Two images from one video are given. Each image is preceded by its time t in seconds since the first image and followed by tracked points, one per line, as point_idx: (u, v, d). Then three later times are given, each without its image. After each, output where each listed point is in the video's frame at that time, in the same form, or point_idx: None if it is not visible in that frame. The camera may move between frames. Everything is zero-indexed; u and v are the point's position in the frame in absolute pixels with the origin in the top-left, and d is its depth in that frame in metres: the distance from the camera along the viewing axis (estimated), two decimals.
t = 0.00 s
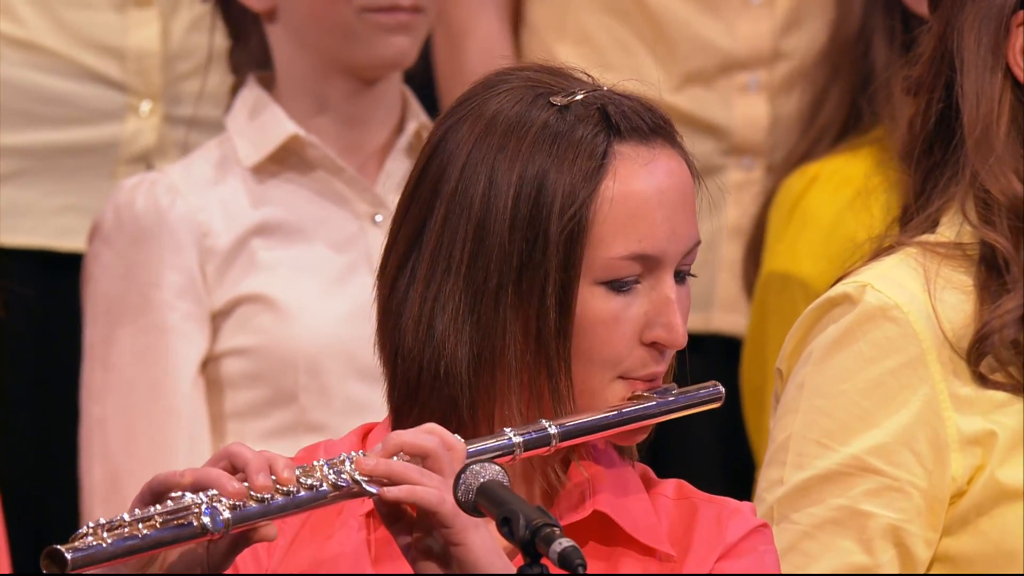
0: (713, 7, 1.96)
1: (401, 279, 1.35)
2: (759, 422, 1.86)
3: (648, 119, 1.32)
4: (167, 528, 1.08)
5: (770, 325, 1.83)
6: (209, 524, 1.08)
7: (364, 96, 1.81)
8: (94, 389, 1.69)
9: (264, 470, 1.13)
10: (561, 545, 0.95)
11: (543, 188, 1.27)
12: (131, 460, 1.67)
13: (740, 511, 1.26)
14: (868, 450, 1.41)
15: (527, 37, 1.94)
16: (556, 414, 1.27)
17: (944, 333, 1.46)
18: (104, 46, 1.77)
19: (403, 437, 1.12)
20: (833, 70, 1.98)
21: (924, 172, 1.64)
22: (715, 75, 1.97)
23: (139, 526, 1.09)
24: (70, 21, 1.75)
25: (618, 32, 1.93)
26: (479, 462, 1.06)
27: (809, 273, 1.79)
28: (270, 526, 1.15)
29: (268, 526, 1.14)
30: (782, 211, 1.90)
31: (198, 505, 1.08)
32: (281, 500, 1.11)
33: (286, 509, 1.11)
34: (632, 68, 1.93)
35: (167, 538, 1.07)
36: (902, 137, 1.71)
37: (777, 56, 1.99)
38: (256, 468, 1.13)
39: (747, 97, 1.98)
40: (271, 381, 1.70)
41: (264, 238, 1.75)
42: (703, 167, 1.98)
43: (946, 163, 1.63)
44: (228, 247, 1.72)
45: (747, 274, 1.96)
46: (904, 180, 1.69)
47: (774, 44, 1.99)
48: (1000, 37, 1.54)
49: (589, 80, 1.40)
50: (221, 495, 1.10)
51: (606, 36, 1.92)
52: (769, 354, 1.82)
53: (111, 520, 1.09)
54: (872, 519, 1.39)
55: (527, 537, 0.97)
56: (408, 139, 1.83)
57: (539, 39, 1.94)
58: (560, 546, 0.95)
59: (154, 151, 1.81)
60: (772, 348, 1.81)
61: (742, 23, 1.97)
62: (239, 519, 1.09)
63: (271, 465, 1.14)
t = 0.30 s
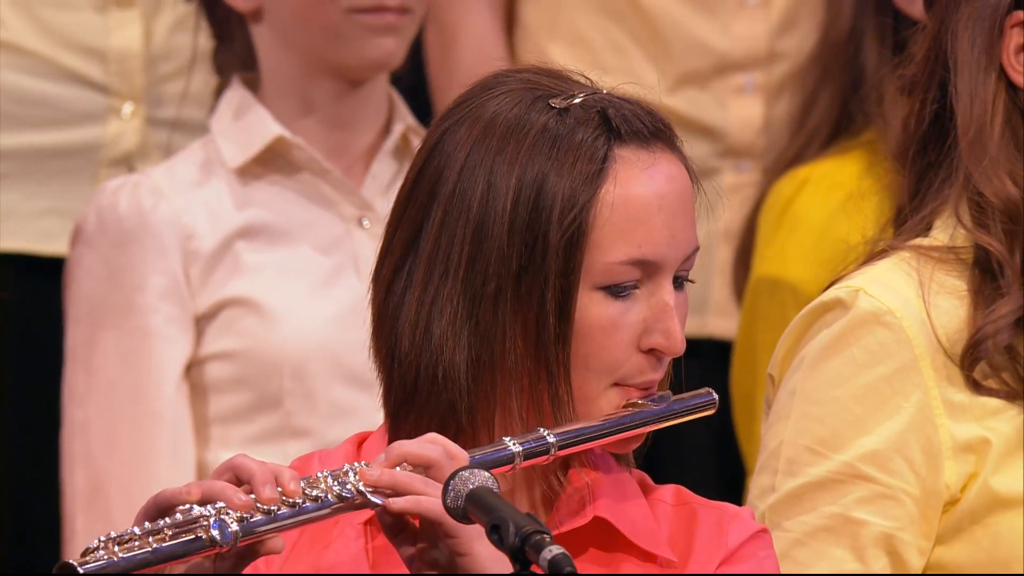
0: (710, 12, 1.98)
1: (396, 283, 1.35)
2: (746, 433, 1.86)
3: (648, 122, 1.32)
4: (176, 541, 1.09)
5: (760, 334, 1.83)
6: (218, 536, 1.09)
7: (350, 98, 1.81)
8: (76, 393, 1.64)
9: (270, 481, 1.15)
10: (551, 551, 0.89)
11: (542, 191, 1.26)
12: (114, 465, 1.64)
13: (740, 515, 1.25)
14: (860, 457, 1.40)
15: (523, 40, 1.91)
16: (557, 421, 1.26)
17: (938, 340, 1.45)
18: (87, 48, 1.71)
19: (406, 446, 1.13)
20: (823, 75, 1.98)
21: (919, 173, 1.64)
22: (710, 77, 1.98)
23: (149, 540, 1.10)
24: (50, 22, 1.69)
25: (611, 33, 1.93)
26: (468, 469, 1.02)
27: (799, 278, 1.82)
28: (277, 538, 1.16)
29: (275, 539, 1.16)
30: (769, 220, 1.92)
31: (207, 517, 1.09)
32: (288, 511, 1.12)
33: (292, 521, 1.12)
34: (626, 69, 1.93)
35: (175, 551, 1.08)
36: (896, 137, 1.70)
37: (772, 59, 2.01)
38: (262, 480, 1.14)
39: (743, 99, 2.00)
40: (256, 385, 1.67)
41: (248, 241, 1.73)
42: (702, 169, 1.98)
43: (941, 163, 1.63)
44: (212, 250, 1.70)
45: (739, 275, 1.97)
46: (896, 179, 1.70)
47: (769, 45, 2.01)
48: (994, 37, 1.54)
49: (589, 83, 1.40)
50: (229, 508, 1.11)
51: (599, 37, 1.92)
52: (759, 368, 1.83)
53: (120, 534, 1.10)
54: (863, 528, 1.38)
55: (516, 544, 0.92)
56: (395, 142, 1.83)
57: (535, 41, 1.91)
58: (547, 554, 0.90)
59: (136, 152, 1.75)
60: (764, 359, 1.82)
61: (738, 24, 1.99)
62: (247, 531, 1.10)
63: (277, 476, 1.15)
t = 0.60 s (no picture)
0: (706, 14, 1.97)
1: (392, 287, 1.33)
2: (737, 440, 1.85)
3: (645, 124, 1.30)
4: (170, 552, 1.08)
5: (752, 343, 1.80)
6: (214, 547, 1.08)
7: (338, 99, 1.78)
8: (61, 399, 1.62)
9: (264, 485, 1.14)
10: (543, 558, 0.88)
11: (538, 194, 1.25)
12: (98, 472, 1.61)
13: (738, 521, 1.23)
14: (855, 464, 1.39)
15: (516, 41, 1.90)
16: (555, 426, 1.25)
17: (933, 344, 1.44)
18: (69, 48, 1.70)
19: (405, 452, 1.11)
20: (813, 76, 1.98)
21: (912, 178, 1.64)
22: (705, 81, 1.98)
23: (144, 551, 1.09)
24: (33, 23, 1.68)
25: (605, 36, 1.92)
26: (459, 475, 1.00)
27: (791, 285, 1.77)
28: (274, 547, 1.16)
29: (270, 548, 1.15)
30: (759, 223, 1.89)
31: (202, 527, 1.08)
32: (285, 520, 1.11)
33: (288, 530, 1.11)
34: (621, 72, 1.91)
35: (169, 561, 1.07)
36: (890, 141, 1.71)
37: (768, 61, 2.01)
38: (260, 484, 1.14)
39: (738, 102, 2.00)
40: (243, 390, 1.65)
41: (235, 244, 1.71)
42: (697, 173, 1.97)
43: (934, 165, 1.62)
44: (198, 254, 1.68)
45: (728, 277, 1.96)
46: (890, 184, 1.70)
47: (766, 48, 2.01)
48: (988, 39, 1.54)
49: (584, 84, 1.38)
50: (224, 518, 1.10)
51: (594, 41, 1.91)
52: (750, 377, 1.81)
53: (114, 546, 1.09)
54: (857, 536, 1.37)
55: (507, 551, 0.90)
56: (383, 144, 1.81)
57: (528, 44, 1.90)
58: (541, 560, 0.87)
59: (121, 155, 1.73)
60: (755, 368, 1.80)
61: (733, 26, 1.98)
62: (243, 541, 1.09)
63: (274, 482, 1.14)
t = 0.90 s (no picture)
0: (701, 16, 1.95)
1: (383, 290, 1.31)
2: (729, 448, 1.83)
3: (639, 124, 1.28)
4: (155, 545, 1.07)
5: (741, 344, 1.80)
6: (200, 542, 1.07)
7: (326, 99, 1.76)
8: (47, 403, 1.61)
9: (249, 477, 1.12)
10: (533, 564, 0.85)
11: (531, 196, 1.23)
12: (85, 477, 1.59)
13: (735, 526, 1.21)
14: (850, 469, 1.37)
15: (510, 43, 1.88)
16: (548, 430, 1.23)
17: (928, 348, 1.43)
18: (55, 47, 1.69)
19: (393, 450, 1.09)
20: (801, 78, 1.96)
21: (906, 180, 1.61)
22: (700, 84, 1.96)
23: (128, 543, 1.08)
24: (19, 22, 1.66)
25: (600, 41, 1.90)
26: (449, 480, 0.98)
27: (779, 288, 1.78)
28: (261, 545, 1.14)
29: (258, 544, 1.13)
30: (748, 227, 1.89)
31: (187, 521, 1.07)
32: (272, 515, 1.09)
33: (275, 526, 1.09)
34: (614, 74, 1.89)
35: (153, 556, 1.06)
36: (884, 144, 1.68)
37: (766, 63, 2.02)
38: (245, 477, 1.12)
39: (733, 103, 1.99)
40: (231, 395, 1.63)
41: (224, 247, 1.68)
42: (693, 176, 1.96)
43: (929, 169, 1.59)
44: (186, 257, 1.66)
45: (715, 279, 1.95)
46: (881, 185, 1.68)
47: (761, 49, 2.01)
48: (983, 40, 1.53)
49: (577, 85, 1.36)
50: (210, 512, 1.09)
51: (587, 44, 1.89)
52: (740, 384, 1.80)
53: (98, 538, 1.08)
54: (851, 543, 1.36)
55: (499, 558, 0.88)
56: (373, 146, 1.79)
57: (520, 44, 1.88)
58: (533, 566, 0.85)
59: (107, 155, 1.72)
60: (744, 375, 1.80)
61: (728, 28, 1.97)
62: (229, 536, 1.08)
63: (259, 475, 1.12)
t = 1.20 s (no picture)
0: (688, 14, 1.96)
1: (371, 293, 1.30)
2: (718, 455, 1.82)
3: (629, 123, 1.27)
4: (140, 547, 1.05)
5: (727, 350, 1.79)
6: (186, 543, 1.05)
7: (315, 99, 1.74)
8: (32, 409, 1.59)
9: (234, 479, 1.11)
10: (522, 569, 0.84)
11: (519, 197, 1.22)
12: (71, 483, 1.58)
13: (729, 533, 1.20)
14: (842, 475, 1.36)
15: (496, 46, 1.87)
16: (539, 433, 1.22)
17: (920, 353, 1.41)
18: (38, 46, 1.68)
19: (383, 451, 1.08)
20: (789, 77, 1.94)
21: (896, 182, 1.60)
22: (688, 85, 1.96)
23: (112, 544, 1.06)
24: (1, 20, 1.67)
25: (588, 41, 1.91)
26: (437, 485, 0.96)
27: (767, 293, 1.76)
28: (248, 546, 1.13)
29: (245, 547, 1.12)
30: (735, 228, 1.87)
31: (173, 522, 1.05)
32: (259, 517, 1.08)
33: (262, 528, 1.08)
34: (602, 73, 1.90)
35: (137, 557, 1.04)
36: (873, 144, 1.66)
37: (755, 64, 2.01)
38: (228, 477, 1.11)
39: (721, 106, 1.99)
40: (218, 400, 1.61)
41: (211, 250, 1.66)
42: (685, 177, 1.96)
43: (919, 170, 1.59)
44: (173, 260, 1.64)
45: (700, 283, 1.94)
46: (871, 187, 1.66)
47: (750, 50, 2.01)
48: (975, 40, 1.51)
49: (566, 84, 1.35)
50: (196, 513, 1.07)
51: (575, 44, 1.90)
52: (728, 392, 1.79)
53: (81, 539, 1.06)
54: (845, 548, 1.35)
55: (487, 564, 0.86)
56: (362, 147, 1.77)
57: (507, 46, 1.87)
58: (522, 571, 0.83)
59: (91, 156, 1.71)
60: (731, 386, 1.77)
61: (717, 30, 1.97)
62: (216, 538, 1.06)
63: (244, 476, 1.11)
